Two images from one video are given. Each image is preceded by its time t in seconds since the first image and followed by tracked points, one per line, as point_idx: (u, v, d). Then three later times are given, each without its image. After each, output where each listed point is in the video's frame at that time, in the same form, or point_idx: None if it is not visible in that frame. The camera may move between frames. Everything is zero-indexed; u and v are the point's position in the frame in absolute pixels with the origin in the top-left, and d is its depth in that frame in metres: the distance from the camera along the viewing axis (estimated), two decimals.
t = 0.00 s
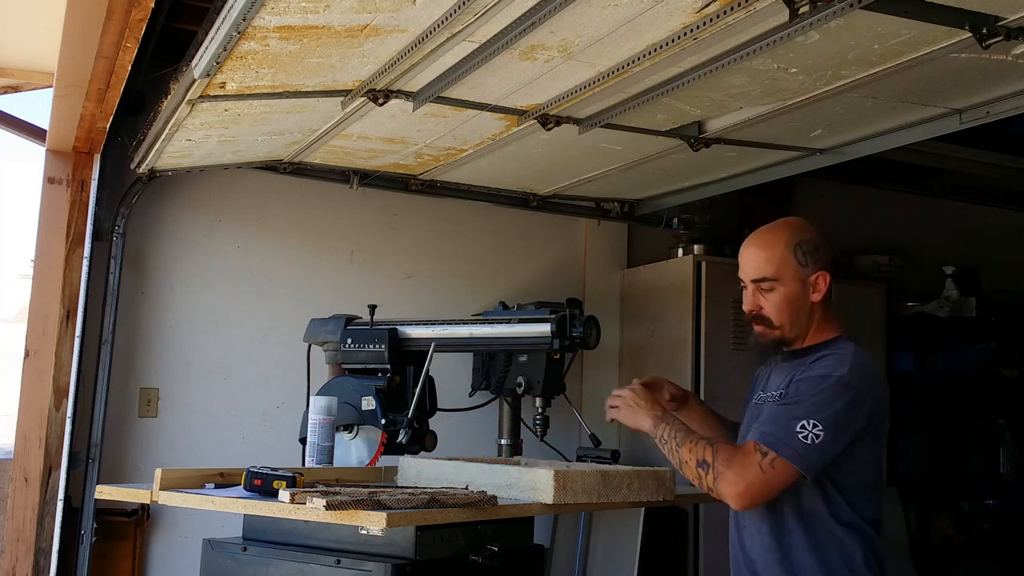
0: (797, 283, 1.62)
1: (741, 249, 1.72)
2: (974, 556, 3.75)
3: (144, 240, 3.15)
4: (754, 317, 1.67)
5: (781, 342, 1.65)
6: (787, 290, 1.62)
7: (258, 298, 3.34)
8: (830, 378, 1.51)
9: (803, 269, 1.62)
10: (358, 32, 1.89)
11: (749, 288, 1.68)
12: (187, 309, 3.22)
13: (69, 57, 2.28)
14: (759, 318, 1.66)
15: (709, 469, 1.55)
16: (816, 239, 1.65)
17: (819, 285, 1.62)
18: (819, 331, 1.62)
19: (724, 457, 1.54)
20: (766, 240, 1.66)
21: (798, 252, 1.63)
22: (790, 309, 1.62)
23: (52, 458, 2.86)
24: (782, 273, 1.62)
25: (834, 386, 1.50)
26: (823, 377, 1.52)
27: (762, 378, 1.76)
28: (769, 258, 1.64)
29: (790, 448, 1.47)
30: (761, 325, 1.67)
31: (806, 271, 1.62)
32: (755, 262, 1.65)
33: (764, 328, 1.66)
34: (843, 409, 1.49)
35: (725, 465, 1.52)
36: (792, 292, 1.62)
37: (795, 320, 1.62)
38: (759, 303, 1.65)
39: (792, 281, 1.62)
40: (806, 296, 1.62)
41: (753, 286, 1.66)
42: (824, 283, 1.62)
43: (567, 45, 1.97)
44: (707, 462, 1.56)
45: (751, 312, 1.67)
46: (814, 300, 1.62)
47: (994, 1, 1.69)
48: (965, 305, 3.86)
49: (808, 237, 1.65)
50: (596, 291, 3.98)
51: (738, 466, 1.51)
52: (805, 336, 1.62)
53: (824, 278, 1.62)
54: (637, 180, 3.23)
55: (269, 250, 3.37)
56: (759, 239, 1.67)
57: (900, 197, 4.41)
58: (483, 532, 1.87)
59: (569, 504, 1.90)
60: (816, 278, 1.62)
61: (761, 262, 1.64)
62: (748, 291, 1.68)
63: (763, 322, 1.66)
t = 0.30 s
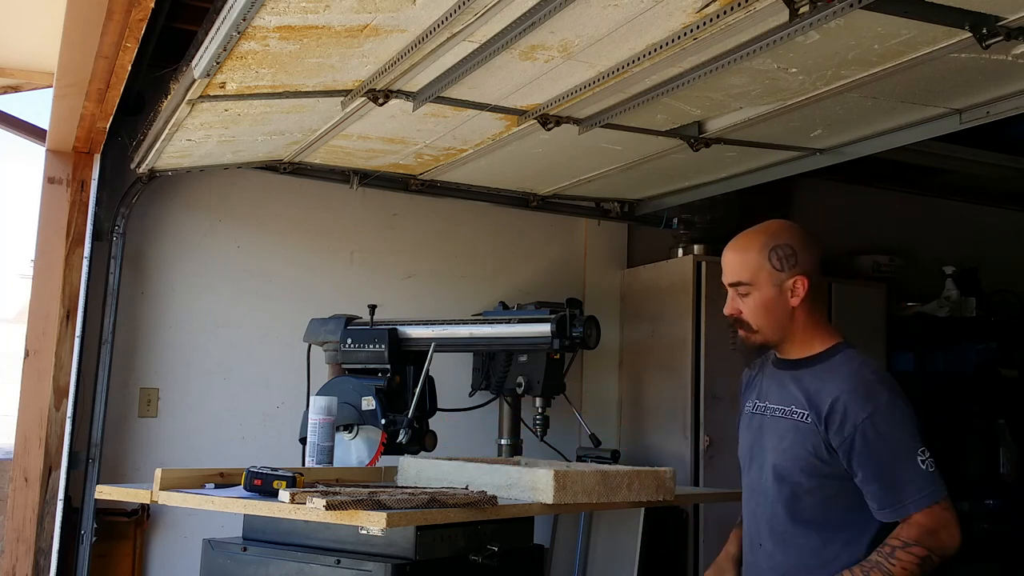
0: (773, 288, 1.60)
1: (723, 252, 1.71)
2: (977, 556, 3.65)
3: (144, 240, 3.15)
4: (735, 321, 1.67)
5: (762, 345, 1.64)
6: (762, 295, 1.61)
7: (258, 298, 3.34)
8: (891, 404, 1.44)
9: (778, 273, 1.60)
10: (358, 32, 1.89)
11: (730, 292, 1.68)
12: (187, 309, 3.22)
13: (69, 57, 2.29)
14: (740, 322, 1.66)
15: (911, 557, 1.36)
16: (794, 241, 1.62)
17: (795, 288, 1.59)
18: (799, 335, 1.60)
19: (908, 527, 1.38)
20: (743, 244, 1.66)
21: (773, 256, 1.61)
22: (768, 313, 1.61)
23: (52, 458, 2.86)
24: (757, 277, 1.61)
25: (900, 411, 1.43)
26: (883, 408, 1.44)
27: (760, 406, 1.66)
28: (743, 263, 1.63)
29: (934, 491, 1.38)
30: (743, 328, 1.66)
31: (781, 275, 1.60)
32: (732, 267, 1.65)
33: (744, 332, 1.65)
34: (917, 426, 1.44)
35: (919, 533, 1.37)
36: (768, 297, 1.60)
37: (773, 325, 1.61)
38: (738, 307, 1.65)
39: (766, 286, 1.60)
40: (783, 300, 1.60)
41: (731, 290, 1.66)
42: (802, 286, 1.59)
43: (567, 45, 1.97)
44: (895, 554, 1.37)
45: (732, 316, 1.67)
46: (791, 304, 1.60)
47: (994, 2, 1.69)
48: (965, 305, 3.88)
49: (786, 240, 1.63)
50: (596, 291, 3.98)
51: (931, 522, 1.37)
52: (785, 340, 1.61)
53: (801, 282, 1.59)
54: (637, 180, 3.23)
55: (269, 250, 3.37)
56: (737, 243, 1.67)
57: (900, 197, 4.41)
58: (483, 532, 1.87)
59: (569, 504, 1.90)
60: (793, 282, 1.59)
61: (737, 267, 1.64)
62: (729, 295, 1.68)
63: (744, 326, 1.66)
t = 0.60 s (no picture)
0: (804, 281, 1.56)
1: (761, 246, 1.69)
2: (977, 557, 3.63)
3: (144, 240, 3.15)
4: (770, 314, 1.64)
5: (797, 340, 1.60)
6: (793, 288, 1.57)
7: (258, 298, 3.34)
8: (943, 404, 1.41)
9: (810, 266, 1.56)
10: (358, 32, 1.89)
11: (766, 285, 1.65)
12: (187, 309, 3.22)
13: (69, 57, 2.29)
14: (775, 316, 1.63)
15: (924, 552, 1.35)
16: (830, 235, 1.58)
17: (828, 283, 1.55)
18: (833, 331, 1.55)
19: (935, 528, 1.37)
20: (777, 236, 1.63)
21: (805, 249, 1.58)
22: (801, 307, 1.57)
23: (52, 458, 2.86)
24: (788, 270, 1.58)
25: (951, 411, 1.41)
26: (938, 410, 1.41)
27: (797, 403, 1.60)
28: (775, 255, 1.61)
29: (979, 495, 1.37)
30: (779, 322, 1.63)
31: (813, 268, 1.56)
32: (765, 259, 1.63)
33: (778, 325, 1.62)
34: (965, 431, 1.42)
35: (943, 537, 1.35)
36: (800, 289, 1.57)
37: (804, 319, 1.57)
38: (772, 300, 1.62)
39: (797, 279, 1.57)
40: (814, 294, 1.56)
41: (765, 283, 1.64)
42: (835, 280, 1.54)
43: (567, 45, 1.97)
44: (910, 545, 1.37)
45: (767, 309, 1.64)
46: (823, 298, 1.55)
47: (994, 1, 1.69)
48: (965, 305, 3.89)
49: (821, 233, 1.59)
50: (596, 291, 3.98)
51: (958, 533, 1.36)
52: (820, 336, 1.56)
53: (834, 276, 1.55)
54: (637, 180, 3.23)
55: (269, 250, 3.37)
56: (772, 237, 1.64)
57: (900, 198, 4.41)
58: (483, 532, 1.87)
59: (569, 504, 1.90)
60: (825, 275, 1.55)
61: (770, 259, 1.62)
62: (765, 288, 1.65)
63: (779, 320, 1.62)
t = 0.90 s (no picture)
0: (850, 267, 1.52)
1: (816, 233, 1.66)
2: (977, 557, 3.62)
3: (144, 240, 3.15)
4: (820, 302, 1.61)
5: (844, 329, 1.56)
6: (839, 274, 1.53)
7: (258, 298, 3.34)
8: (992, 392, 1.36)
9: (856, 253, 1.52)
10: (358, 32, 1.89)
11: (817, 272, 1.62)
12: (187, 309, 3.22)
13: (69, 57, 2.29)
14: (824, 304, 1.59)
15: (911, 553, 1.32)
16: (880, 222, 1.53)
17: (874, 270, 1.50)
18: (879, 321, 1.50)
19: (935, 526, 1.33)
20: (828, 223, 1.60)
21: (853, 236, 1.54)
22: (846, 294, 1.53)
23: (52, 458, 2.86)
24: (834, 256, 1.55)
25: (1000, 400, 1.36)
26: (983, 398, 1.35)
27: (845, 397, 1.57)
28: (823, 242, 1.58)
29: None
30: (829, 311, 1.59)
31: (859, 255, 1.52)
32: (815, 246, 1.60)
33: (827, 314, 1.59)
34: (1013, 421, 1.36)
35: (934, 537, 1.31)
36: (845, 276, 1.53)
37: (849, 306, 1.52)
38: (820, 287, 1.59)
39: (842, 265, 1.53)
40: (860, 281, 1.51)
41: (814, 270, 1.61)
42: (882, 268, 1.49)
43: (567, 45, 1.97)
44: (898, 546, 1.34)
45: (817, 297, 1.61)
46: (868, 286, 1.50)
47: (994, 2, 1.69)
48: (965, 305, 3.94)
49: (871, 220, 1.54)
50: (596, 290, 3.98)
51: (951, 531, 1.31)
52: (866, 325, 1.51)
53: (880, 263, 1.49)
54: (636, 180, 3.23)
55: (269, 250, 3.37)
56: (823, 223, 1.61)
57: (900, 198, 4.41)
58: (483, 532, 1.87)
59: (569, 504, 1.90)
60: (871, 262, 1.50)
61: (817, 245, 1.59)
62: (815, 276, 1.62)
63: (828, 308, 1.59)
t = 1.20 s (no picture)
0: (878, 266, 1.50)
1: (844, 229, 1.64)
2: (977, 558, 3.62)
3: (144, 240, 3.15)
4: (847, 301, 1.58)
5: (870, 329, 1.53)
6: (867, 272, 1.51)
7: (258, 298, 3.34)
8: None
9: (885, 251, 1.50)
10: (358, 32, 1.89)
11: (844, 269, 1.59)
12: (187, 309, 3.22)
13: (69, 57, 2.29)
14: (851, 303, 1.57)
15: None
16: (909, 220, 1.51)
17: (902, 268, 1.47)
18: (905, 321, 1.47)
19: None
20: (856, 221, 1.58)
21: (882, 233, 1.51)
22: (873, 292, 1.50)
23: (52, 458, 2.86)
24: (861, 254, 1.53)
25: None
26: (1017, 401, 1.30)
27: (866, 396, 1.52)
28: (850, 239, 1.56)
29: None
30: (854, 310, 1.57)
31: (887, 253, 1.49)
32: (842, 243, 1.58)
33: (854, 312, 1.56)
34: None
35: None
36: (873, 274, 1.50)
37: (876, 305, 1.50)
38: (847, 285, 1.56)
39: (870, 262, 1.51)
40: (887, 280, 1.49)
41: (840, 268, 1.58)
42: (911, 267, 1.47)
43: (567, 45, 1.97)
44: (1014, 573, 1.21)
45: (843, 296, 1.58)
46: (896, 285, 1.48)
47: (994, 2, 1.69)
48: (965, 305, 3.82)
49: (901, 217, 1.52)
50: (596, 290, 3.98)
51: None
52: (892, 325, 1.49)
53: (908, 261, 1.47)
54: (636, 180, 3.23)
55: (269, 250, 3.37)
56: (852, 219, 1.59)
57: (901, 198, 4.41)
58: (483, 532, 1.87)
59: (569, 504, 1.90)
60: (899, 261, 1.48)
61: (845, 242, 1.57)
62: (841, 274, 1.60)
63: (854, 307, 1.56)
